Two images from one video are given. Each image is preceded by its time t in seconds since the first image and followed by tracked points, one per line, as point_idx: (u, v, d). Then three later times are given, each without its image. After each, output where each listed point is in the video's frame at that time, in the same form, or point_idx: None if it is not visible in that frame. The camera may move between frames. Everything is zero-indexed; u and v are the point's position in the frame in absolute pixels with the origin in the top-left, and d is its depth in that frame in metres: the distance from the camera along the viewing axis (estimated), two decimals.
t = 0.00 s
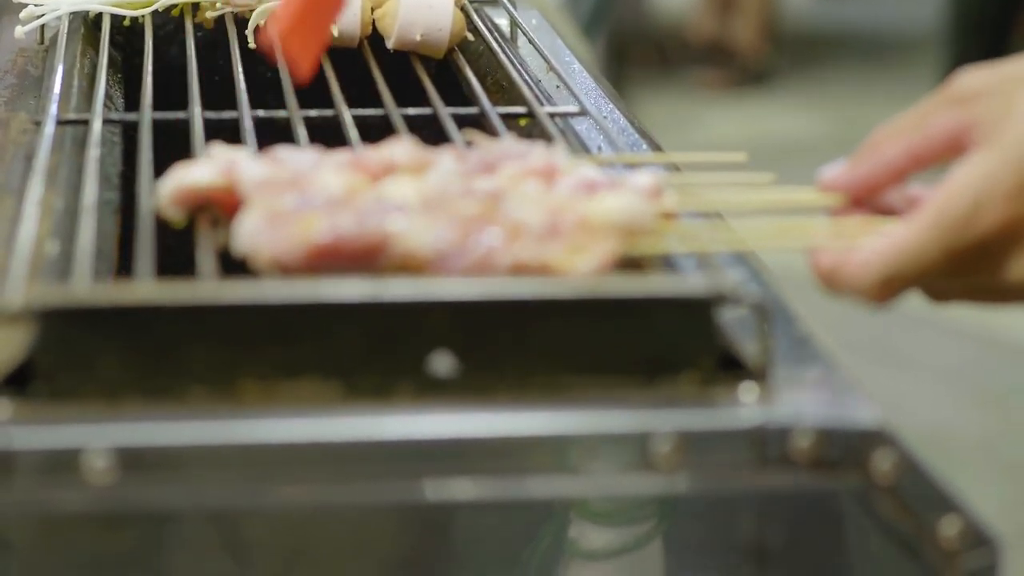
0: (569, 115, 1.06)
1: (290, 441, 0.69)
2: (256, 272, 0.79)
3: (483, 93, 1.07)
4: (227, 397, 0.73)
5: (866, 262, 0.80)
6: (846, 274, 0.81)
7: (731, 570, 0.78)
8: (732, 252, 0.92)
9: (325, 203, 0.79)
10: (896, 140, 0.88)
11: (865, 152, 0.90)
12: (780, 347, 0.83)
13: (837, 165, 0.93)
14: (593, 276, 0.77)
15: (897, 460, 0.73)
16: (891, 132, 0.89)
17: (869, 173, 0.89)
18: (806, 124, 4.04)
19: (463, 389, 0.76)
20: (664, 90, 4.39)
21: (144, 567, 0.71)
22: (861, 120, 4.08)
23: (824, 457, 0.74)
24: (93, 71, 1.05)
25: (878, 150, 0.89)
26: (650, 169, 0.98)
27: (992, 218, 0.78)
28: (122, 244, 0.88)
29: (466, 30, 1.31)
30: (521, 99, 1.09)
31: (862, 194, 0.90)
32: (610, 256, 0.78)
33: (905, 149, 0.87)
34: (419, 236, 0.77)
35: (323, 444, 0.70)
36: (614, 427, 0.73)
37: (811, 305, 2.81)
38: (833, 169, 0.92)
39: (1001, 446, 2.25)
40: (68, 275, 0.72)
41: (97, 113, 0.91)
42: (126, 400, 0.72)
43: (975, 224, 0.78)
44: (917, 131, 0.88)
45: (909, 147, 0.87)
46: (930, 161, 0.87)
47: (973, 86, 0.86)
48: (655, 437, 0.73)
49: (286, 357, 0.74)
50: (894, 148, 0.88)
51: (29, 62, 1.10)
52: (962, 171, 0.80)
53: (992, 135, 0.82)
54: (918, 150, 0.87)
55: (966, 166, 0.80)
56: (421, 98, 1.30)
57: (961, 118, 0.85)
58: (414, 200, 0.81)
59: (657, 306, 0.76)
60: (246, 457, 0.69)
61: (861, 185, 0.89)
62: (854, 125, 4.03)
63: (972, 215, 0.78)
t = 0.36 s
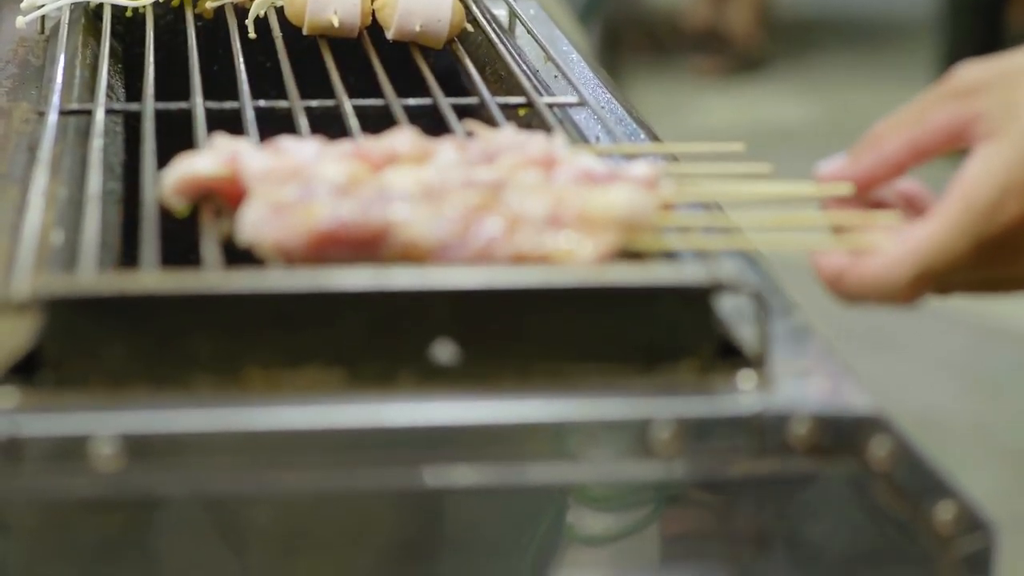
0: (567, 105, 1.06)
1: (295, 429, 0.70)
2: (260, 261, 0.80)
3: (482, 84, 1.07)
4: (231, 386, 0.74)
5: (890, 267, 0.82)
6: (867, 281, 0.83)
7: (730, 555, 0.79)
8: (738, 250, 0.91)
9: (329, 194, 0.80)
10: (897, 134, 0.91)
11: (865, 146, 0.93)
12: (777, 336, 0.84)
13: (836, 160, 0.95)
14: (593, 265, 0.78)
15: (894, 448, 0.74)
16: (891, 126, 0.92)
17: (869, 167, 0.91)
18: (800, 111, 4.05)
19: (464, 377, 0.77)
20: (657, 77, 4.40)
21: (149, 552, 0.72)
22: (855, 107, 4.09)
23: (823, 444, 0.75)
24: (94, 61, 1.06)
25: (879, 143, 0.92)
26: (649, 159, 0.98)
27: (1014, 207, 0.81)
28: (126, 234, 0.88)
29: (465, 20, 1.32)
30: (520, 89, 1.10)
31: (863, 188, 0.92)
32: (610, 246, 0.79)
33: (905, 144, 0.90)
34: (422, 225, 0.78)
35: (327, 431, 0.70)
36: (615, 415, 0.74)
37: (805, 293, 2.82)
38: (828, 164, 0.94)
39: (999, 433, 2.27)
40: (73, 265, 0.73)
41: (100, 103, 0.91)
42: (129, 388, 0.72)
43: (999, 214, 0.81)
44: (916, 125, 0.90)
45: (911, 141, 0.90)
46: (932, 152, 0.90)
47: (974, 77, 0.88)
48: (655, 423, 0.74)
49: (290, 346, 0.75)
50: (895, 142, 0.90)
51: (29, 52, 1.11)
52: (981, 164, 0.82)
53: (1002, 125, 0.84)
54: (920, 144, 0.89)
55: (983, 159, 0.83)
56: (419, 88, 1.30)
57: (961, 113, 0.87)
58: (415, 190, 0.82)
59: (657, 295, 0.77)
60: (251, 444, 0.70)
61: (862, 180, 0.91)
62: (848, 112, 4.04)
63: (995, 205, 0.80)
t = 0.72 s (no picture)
0: (560, 83, 1.07)
1: (294, 405, 0.71)
2: (257, 238, 0.80)
3: (475, 61, 1.07)
4: (230, 363, 0.74)
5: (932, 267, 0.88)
6: (909, 286, 0.89)
7: (724, 530, 0.80)
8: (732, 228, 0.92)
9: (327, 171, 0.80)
10: (892, 109, 1.00)
11: (858, 119, 1.01)
12: (770, 313, 0.84)
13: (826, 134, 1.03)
14: (587, 242, 0.79)
15: (884, 424, 0.75)
16: (883, 100, 1.00)
17: (864, 138, 1.00)
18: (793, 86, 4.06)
19: (461, 354, 0.77)
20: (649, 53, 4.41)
21: (150, 530, 0.72)
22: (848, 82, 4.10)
23: (814, 419, 0.76)
24: (90, 39, 1.06)
25: (873, 117, 1.00)
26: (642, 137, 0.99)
27: None
28: (124, 211, 0.89)
29: None
30: (514, 66, 1.10)
31: (854, 157, 1.00)
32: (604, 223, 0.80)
33: (899, 117, 0.99)
34: (418, 202, 0.78)
35: (323, 407, 0.71)
36: (610, 390, 0.75)
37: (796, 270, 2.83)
38: (816, 139, 1.01)
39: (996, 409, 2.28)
40: (73, 241, 0.73)
41: (96, 80, 0.91)
42: (128, 365, 0.73)
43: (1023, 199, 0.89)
44: (909, 102, 1.00)
45: (908, 115, 0.99)
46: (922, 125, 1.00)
47: (967, 57, 0.98)
48: (648, 399, 0.75)
49: (288, 323, 0.75)
50: (892, 115, 0.99)
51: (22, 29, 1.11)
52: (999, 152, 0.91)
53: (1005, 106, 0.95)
54: (910, 118, 0.99)
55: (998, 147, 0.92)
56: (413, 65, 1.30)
57: (951, 90, 0.99)
58: (410, 167, 0.82)
59: (651, 272, 0.78)
60: (247, 419, 0.70)
61: (857, 150, 0.99)
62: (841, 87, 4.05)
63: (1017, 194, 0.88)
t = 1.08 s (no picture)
0: (553, 82, 1.07)
1: (294, 405, 0.71)
2: (255, 239, 0.80)
3: (470, 61, 1.08)
4: (228, 364, 0.75)
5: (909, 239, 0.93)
6: (884, 258, 0.94)
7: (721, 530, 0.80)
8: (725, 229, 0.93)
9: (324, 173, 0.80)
10: (878, 70, 1.03)
11: (841, 79, 1.04)
12: (762, 314, 0.85)
13: (807, 89, 1.07)
14: (582, 244, 0.79)
15: (876, 423, 0.76)
16: (866, 62, 1.03)
17: (845, 100, 1.04)
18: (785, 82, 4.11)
19: (459, 355, 0.78)
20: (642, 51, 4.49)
21: (150, 531, 0.73)
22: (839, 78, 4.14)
23: (806, 418, 0.77)
24: (85, 40, 1.07)
25: (859, 80, 1.03)
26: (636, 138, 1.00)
27: (1008, 177, 0.96)
28: (122, 213, 0.89)
29: None
30: (507, 66, 1.11)
31: (832, 116, 1.05)
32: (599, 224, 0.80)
33: (883, 83, 1.02)
34: (415, 203, 0.78)
35: (322, 407, 0.72)
36: (606, 390, 0.76)
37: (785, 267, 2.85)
38: (804, 97, 1.05)
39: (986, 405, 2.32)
40: (72, 243, 0.73)
41: (93, 82, 0.92)
42: (128, 366, 0.73)
43: (998, 185, 0.95)
44: (891, 66, 1.02)
45: (890, 81, 1.02)
46: (903, 89, 1.04)
47: (951, 29, 1.01)
48: (644, 399, 0.76)
49: (286, 324, 0.75)
50: (877, 80, 1.03)
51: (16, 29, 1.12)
52: (980, 137, 0.96)
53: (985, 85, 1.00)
54: (893, 83, 1.02)
55: (981, 132, 0.97)
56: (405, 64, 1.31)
57: (936, 60, 1.02)
58: (406, 169, 0.82)
59: (647, 273, 0.79)
60: (248, 420, 0.71)
61: (836, 111, 1.04)
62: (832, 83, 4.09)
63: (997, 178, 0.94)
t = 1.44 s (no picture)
0: (547, 102, 1.08)
1: (293, 426, 0.72)
2: (254, 261, 0.81)
3: (464, 81, 1.09)
4: (227, 386, 0.75)
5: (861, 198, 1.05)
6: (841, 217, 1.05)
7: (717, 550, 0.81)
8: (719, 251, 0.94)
9: (322, 195, 0.81)
10: (854, 86, 1.10)
11: (820, 98, 1.11)
12: (755, 332, 0.86)
13: (789, 109, 1.13)
14: (577, 266, 0.80)
15: (868, 442, 0.77)
16: (845, 81, 1.10)
17: (825, 119, 1.11)
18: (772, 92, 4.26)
19: (455, 375, 0.79)
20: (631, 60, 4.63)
21: (149, 552, 0.73)
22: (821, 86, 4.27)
23: (800, 438, 0.77)
24: (83, 60, 1.08)
25: (839, 98, 1.10)
26: (630, 157, 1.01)
27: (971, 169, 1.08)
28: (120, 234, 0.89)
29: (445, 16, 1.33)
30: (500, 86, 1.12)
31: (811, 134, 1.12)
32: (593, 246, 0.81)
33: (861, 100, 1.10)
34: (411, 226, 0.79)
35: (320, 429, 0.72)
36: (601, 411, 0.76)
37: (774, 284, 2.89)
38: (782, 116, 1.12)
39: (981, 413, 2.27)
40: (71, 266, 0.74)
41: (91, 103, 0.93)
42: (129, 387, 0.74)
43: (957, 176, 1.07)
44: (868, 82, 1.10)
45: (867, 98, 1.10)
46: (878, 105, 1.11)
47: (923, 40, 1.08)
48: (639, 419, 0.77)
49: (285, 346, 0.76)
50: (854, 98, 1.10)
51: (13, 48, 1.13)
52: (947, 132, 1.08)
53: (959, 88, 1.08)
54: (869, 99, 1.10)
55: (950, 128, 1.08)
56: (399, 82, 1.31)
57: (910, 73, 1.09)
58: (403, 190, 0.83)
59: (641, 294, 0.79)
60: (248, 441, 0.71)
61: (814, 130, 1.11)
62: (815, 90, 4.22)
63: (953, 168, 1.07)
